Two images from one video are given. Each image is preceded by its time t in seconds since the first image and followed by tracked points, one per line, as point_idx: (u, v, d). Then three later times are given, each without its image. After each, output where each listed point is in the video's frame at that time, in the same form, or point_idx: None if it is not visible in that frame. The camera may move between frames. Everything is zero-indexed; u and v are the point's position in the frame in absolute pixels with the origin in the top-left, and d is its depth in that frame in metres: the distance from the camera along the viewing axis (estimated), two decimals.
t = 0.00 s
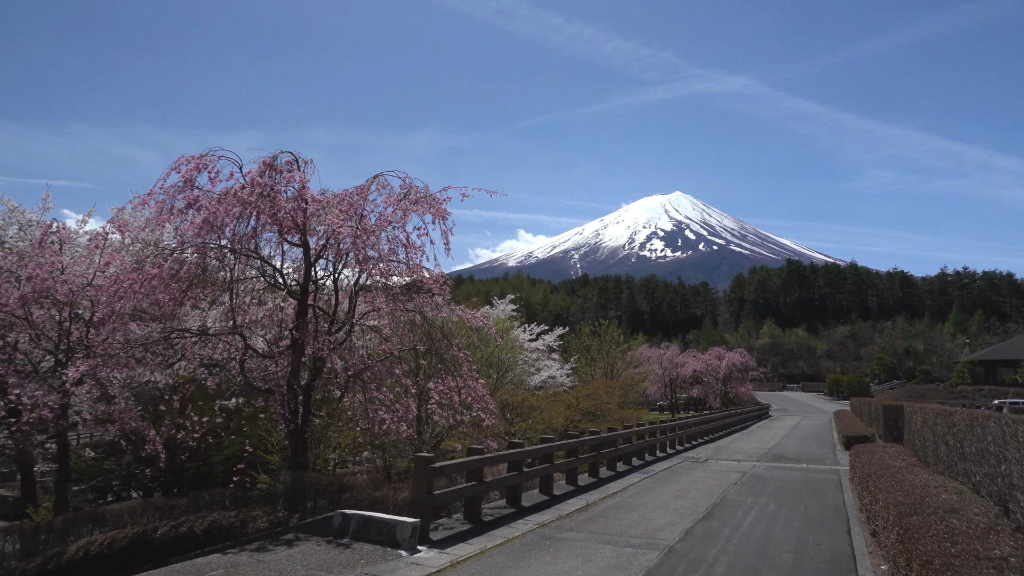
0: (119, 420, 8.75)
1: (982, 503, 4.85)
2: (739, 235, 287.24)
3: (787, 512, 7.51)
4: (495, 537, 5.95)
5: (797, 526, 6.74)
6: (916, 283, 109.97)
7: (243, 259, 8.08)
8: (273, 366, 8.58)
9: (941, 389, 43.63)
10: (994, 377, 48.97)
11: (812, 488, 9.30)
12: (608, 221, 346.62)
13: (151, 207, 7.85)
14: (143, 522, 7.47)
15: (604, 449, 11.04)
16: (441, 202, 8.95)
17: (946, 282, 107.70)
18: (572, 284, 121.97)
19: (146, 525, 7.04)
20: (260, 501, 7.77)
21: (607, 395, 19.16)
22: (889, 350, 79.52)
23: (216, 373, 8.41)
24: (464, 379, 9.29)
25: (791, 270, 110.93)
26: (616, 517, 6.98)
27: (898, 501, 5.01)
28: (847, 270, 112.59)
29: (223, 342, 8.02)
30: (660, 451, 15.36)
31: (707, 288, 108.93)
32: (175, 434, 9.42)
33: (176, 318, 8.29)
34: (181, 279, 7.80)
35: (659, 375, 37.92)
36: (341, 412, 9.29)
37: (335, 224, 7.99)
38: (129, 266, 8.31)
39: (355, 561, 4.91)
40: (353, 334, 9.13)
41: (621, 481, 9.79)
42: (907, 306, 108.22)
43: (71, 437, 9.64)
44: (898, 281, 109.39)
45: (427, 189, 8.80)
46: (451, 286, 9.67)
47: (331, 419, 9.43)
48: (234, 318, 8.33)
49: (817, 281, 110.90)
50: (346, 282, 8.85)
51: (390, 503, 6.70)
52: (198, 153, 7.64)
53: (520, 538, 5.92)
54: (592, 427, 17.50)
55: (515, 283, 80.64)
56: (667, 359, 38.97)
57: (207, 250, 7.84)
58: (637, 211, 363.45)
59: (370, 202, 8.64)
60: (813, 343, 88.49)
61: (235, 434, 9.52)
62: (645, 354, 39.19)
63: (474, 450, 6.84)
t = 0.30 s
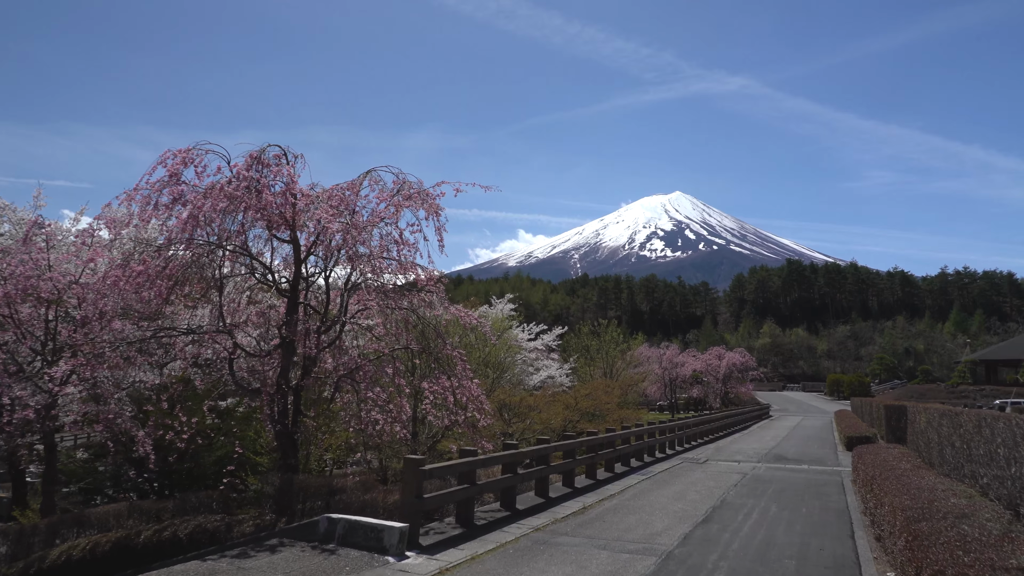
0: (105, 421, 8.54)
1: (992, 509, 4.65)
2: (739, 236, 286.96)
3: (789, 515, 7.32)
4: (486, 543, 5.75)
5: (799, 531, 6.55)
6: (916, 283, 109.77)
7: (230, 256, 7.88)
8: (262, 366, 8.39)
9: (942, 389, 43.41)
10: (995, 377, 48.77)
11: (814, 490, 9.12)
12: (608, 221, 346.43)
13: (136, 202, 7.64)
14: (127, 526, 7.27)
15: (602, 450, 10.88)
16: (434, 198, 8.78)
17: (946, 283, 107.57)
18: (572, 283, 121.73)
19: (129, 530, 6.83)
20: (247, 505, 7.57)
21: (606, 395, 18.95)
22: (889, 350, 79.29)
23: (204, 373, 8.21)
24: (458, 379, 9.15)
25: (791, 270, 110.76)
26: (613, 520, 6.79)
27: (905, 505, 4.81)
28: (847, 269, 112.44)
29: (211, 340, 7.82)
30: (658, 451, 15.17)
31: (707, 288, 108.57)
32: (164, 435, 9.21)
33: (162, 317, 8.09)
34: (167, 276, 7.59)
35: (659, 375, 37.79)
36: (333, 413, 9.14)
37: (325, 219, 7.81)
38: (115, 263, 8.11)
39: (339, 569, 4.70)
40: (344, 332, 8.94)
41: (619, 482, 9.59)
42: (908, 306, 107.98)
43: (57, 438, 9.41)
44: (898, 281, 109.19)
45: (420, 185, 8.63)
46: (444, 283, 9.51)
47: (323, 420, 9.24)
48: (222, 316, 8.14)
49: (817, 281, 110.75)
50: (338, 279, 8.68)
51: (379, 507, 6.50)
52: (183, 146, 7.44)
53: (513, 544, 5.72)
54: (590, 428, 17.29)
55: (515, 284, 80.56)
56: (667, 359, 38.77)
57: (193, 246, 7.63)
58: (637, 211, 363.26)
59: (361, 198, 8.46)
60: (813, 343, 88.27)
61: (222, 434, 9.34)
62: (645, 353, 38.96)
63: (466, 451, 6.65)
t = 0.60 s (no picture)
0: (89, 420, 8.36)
1: (997, 509, 4.47)
2: (739, 236, 286.81)
3: (786, 516, 7.15)
4: (474, 544, 5.58)
5: (796, 532, 6.38)
6: (916, 283, 109.64)
7: (215, 251, 7.71)
8: (248, 364, 8.21)
9: (942, 389, 43.25)
10: (995, 377, 48.61)
11: (812, 490, 8.96)
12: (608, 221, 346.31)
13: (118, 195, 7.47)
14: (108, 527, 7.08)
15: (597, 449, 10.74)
16: (425, 192, 8.62)
17: (946, 283, 107.46)
18: (572, 284, 121.51)
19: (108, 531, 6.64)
20: (233, 506, 7.40)
21: (604, 394, 18.78)
22: (889, 350, 79.12)
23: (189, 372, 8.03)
24: (450, 376, 9.03)
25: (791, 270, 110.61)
26: (606, 521, 6.63)
27: (905, 505, 4.65)
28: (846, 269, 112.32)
29: (195, 337, 7.65)
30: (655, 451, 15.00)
31: (707, 288, 108.43)
32: (149, 434, 9.03)
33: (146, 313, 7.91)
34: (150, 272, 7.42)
35: (658, 375, 37.64)
36: (323, 411, 8.99)
37: (313, 212, 7.64)
38: (97, 259, 7.92)
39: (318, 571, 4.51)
40: (334, 330, 8.77)
41: (613, 482, 9.42)
42: (907, 307, 107.81)
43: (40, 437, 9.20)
44: (898, 281, 109.02)
45: (411, 178, 8.47)
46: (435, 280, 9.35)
47: (312, 419, 9.07)
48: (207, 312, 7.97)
49: (817, 281, 110.65)
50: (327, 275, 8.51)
51: (365, 508, 6.32)
52: (167, 137, 7.27)
53: (501, 546, 5.54)
54: (587, 427, 17.12)
55: (514, 284, 80.38)
56: (666, 359, 38.57)
57: (177, 241, 7.48)
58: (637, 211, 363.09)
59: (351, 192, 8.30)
60: (813, 343, 88.10)
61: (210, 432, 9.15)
62: (643, 353, 38.79)
63: (455, 450, 6.46)
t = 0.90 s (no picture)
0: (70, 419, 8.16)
1: (1000, 515, 4.30)
2: (739, 236, 286.68)
3: (782, 519, 6.99)
4: (459, 550, 5.41)
5: (792, 536, 6.21)
6: (915, 284, 109.49)
7: (198, 248, 7.52)
8: (233, 364, 8.01)
9: (942, 390, 43.06)
10: (995, 377, 48.49)
11: (808, 491, 8.81)
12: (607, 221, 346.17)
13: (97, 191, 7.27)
14: (87, 530, 6.88)
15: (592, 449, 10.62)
16: (414, 187, 8.48)
17: (945, 283, 107.32)
18: (571, 284, 121.51)
19: (86, 534, 6.45)
20: (216, 509, 7.23)
21: (601, 394, 18.60)
22: (889, 350, 78.96)
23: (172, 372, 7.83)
24: (440, 377, 8.93)
25: (791, 271, 110.46)
26: (596, 525, 6.45)
27: (903, 510, 4.49)
28: (846, 269, 112.21)
29: (177, 337, 7.44)
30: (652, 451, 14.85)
31: (707, 288, 108.30)
32: (134, 435, 8.84)
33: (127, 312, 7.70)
34: (130, 270, 7.21)
35: (656, 375, 37.48)
36: (312, 411, 8.85)
37: (297, 208, 7.47)
38: (77, 258, 7.71)
39: None
40: (321, 329, 8.60)
41: (607, 484, 9.25)
42: (907, 307, 107.65)
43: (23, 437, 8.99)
44: (898, 281, 108.87)
45: (399, 174, 8.31)
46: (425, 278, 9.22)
47: (299, 419, 8.91)
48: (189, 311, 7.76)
49: (816, 281, 110.52)
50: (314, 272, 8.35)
51: (348, 512, 6.14)
52: (147, 131, 7.08)
53: (486, 551, 5.38)
54: (584, 428, 16.95)
55: (514, 284, 80.33)
56: (665, 359, 38.37)
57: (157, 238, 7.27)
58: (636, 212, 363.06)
59: (337, 188, 8.16)
60: (813, 343, 87.94)
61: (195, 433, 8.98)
62: (642, 353, 38.62)
63: (441, 453, 6.29)
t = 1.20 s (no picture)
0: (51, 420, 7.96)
1: (1007, 518, 4.13)
2: (739, 236, 286.53)
3: (780, 521, 6.82)
4: (446, 553, 5.24)
5: (790, 539, 6.04)
6: (915, 283, 109.34)
7: (182, 243, 7.33)
8: (220, 362, 7.82)
9: (942, 389, 42.90)
10: (995, 377, 48.36)
11: (807, 493, 8.65)
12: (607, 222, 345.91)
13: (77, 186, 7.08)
14: (68, 532, 6.71)
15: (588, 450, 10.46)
16: (404, 181, 8.36)
17: (945, 283, 107.22)
18: (570, 284, 121.32)
19: (65, 537, 6.28)
20: (200, 511, 7.05)
21: (599, 393, 18.43)
22: (888, 350, 78.84)
23: (157, 371, 7.63)
24: (431, 376, 8.80)
25: (790, 271, 110.31)
26: (589, 527, 6.29)
27: (905, 512, 4.31)
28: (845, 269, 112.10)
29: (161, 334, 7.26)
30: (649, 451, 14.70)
31: (706, 288, 108.15)
32: (119, 435, 8.65)
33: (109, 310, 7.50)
34: (112, 265, 6.99)
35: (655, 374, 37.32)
36: (301, 411, 8.68)
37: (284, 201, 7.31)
38: (57, 255, 7.51)
39: None
40: (310, 327, 8.43)
41: (602, 486, 9.07)
42: (907, 307, 107.49)
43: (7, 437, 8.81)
44: (897, 281, 108.71)
45: (390, 168, 8.18)
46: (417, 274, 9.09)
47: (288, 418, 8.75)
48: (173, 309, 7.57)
49: (816, 281, 110.44)
50: (302, 268, 8.19)
51: (334, 513, 5.98)
52: (130, 123, 6.93)
53: (474, 554, 5.21)
54: (582, 428, 16.78)
55: (513, 284, 80.14)
56: (663, 358, 38.18)
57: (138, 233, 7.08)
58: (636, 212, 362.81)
59: (326, 182, 8.03)
60: (812, 343, 87.76)
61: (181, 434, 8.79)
62: (641, 352, 38.47)
63: (429, 452, 6.12)
